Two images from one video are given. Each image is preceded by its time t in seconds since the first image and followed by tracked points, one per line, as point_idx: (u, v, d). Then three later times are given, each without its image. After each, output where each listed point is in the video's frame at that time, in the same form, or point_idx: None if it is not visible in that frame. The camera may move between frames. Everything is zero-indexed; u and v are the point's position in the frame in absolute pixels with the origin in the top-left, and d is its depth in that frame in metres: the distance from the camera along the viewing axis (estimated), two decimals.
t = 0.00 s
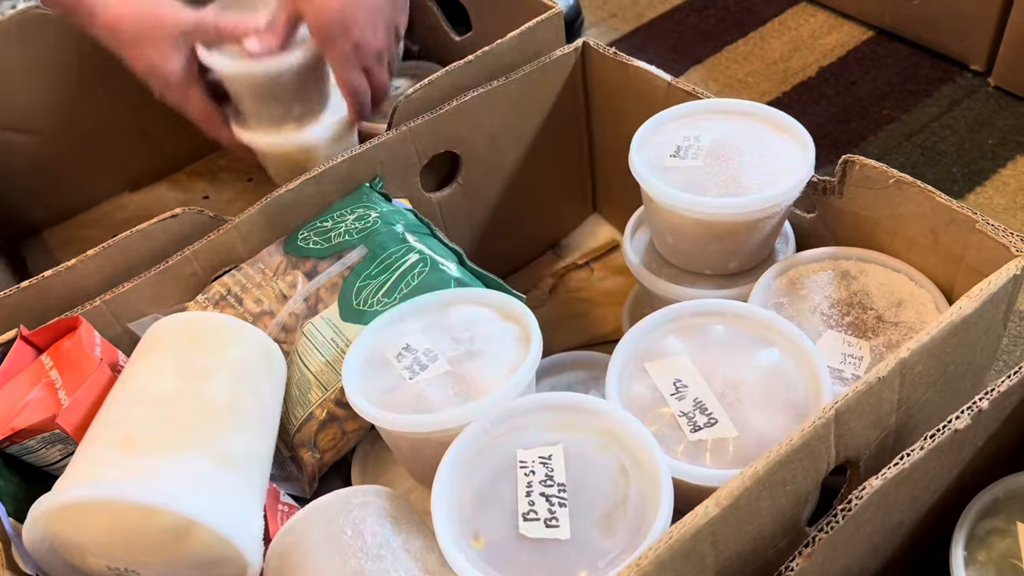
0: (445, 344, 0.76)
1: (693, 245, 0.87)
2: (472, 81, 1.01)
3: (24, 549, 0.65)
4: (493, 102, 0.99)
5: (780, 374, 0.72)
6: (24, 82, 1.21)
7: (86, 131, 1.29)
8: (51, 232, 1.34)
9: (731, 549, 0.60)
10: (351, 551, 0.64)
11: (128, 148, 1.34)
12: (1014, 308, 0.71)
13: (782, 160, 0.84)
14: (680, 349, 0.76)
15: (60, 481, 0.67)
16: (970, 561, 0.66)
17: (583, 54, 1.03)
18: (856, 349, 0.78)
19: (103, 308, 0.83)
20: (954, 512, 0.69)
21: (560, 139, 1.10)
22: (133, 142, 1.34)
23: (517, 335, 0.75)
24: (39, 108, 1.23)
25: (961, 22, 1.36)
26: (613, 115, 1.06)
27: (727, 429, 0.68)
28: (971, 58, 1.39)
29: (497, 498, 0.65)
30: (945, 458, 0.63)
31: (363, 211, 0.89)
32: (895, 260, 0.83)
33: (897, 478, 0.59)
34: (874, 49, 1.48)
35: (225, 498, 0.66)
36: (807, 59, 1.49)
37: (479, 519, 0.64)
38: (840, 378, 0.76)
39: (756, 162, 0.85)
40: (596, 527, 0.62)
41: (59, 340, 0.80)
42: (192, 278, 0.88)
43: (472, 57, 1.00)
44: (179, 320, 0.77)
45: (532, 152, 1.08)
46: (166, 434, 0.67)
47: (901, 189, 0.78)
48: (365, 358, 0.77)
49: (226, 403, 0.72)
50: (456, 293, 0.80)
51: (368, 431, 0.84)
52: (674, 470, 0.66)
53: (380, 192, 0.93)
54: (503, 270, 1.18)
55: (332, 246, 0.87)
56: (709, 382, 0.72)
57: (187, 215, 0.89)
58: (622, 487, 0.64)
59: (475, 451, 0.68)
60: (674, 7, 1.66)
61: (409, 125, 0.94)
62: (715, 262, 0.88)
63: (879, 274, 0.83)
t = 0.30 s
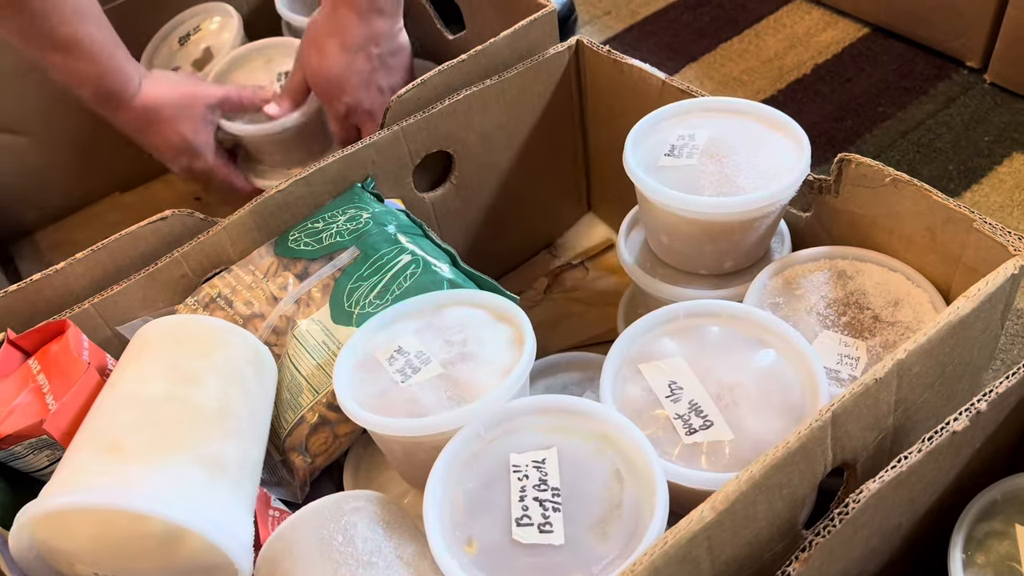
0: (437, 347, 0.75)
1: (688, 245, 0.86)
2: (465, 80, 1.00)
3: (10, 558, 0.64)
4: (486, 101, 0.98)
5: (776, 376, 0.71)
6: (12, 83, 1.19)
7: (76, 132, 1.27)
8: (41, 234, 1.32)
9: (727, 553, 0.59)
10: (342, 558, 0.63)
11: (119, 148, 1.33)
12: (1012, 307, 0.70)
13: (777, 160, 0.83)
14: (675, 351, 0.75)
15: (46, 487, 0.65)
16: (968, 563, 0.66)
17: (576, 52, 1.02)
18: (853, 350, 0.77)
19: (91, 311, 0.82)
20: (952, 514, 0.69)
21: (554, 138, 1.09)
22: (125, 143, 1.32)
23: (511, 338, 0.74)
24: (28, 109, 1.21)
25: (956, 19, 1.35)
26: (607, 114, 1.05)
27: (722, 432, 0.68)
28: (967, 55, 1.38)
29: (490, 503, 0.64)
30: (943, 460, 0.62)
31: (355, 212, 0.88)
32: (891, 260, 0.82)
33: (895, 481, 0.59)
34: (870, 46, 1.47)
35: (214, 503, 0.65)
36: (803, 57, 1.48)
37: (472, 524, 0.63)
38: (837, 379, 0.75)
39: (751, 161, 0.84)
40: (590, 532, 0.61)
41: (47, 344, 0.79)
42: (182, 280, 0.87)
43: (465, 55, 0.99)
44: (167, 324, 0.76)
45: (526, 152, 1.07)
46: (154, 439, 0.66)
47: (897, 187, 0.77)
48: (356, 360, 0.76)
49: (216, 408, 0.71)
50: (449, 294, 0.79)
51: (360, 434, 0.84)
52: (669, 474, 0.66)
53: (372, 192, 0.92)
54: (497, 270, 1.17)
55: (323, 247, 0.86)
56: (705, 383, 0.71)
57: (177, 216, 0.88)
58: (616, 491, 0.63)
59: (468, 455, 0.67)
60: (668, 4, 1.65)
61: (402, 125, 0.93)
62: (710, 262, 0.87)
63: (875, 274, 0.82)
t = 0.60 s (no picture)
0: (426, 347, 0.75)
1: (679, 244, 0.86)
2: (455, 78, 0.99)
3: None
4: (476, 100, 0.98)
5: (767, 375, 0.71)
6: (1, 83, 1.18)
7: (66, 133, 1.26)
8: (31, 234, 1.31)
9: (717, 553, 0.59)
10: (330, 560, 0.62)
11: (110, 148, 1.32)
12: (1002, 305, 0.70)
13: (767, 158, 0.83)
14: (666, 350, 0.74)
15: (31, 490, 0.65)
16: (959, 562, 0.65)
17: (567, 50, 1.02)
18: (844, 348, 0.77)
19: (78, 312, 0.81)
20: (943, 513, 0.69)
21: (545, 136, 1.09)
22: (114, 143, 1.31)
23: (500, 337, 0.74)
24: (17, 109, 1.20)
25: (948, 16, 1.35)
26: (599, 112, 1.05)
27: (712, 431, 0.67)
28: (960, 52, 1.38)
29: (479, 504, 0.64)
30: (933, 458, 0.62)
31: (344, 211, 0.87)
32: (882, 257, 0.82)
33: (884, 480, 0.58)
34: (863, 43, 1.47)
35: (201, 505, 0.64)
36: (796, 54, 1.48)
37: (460, 526, 0.63)
38: (828, 377, 0.75)
39: (741, 160, 0.84)
40: (579, 533, 0.61)
41: (34, 345, 0.78)
42: (170, 280, 0.86)
43: (455, 53, 0.98)
44: (154, 324, 0.75)
45: (517, 151, 1.07)
46: (140, 441, 0.66)
47: (888, 185, 0.77)
48: (344, 361, 0.75)
49: (202, 410, 0.70)
50: (438, 294, 0.79)
51: (349, 436, 0.83)
52: (659, 474, 0.65)
53: (362, 192, 0.91)
54: (489, 270, 1.16)
55: (312, 247, 0.85)
56: (695, 383, 0.71)
57: (165, 216, 0.88)
58: (605, 491, 0.63)
59: (456, 457, 0.67)
60: (660, 2, 1.65)
61: (391, 124, 0.93)
62: (701, 260, 0.86)
63: (866, 272, 0.82)
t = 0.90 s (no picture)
0: (413, 347, 0.74)
1: (669, 243, 0.85)
2: (444, 78, 0.99)
3: None
4: (466, 99, 0.97)
5: (755, 375, 0.71)
6: None
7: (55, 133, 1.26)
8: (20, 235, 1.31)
9: (703, 554, 0.59)
10: (315, 562, 0.62)
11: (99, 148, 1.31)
12: (991, 304, 0.70)
13: (756, 157, 0.83)
14: (654, 349, 0.74)
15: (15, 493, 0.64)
16: (948, 561, 0.65)
17: (557, 49, 1.02)
18: (833, 347, 0.77)
19: (64, 314, 0.81)
20: (931, 512, 0.68)
21: (536, 135, 1.08)
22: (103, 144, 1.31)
23: (488, 337, 0.74)
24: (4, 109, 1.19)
25: (939, 14, 1.35)
26: (589, 111, 1.05)
27: (700, 431, 0.67)
28: (951, 50, 1.38)
29: (465, 505, 0.64)
30: (921, 457, 0.62)
31: (332, 211, 0.87)
32: (871, 256, 0.82)
33: (871, 480, 0.58)
34: (854, 41, 1.47)
35: (186, 508, 0.64)
36: (787, 52, 1.48)
37: (446, 527, 0.63)
38: (816, 376, 0.75)
39: (729, 158, 0.83)
40: (566, 534, 0.61)
41: (19, 347, 0.78)
42: (157, 281, 0.86)
43: (444, 53, 0.98)
44: (140, 326, 0.75)
45: (507, 150, 1.06)
46: (125, 444, 0.65)
47: (877, 183, 0.77)
48: (332, 362, 0.75)
49: (188, 412, 0.70)
50: (426, 294, 0.78)
51: (337, 437, 0.83)
52: (646, 474, 0.65)
53: (350, 192, 0.91)
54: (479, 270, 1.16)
55: (300, 247, 0.85)
56: (683, 382, 0.71)
57: (152, 217, 0.87)
58: (592, 492, 0.63)
59: (443, 458, 0.67)
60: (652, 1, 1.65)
61: (380, 123, 0.93)
62: (691, 259, 0.86)
63: (855, 270, 0.82)
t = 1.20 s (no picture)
0: (400, 343, 0.74)
1: (659, 238, 0.85)
2: (433, 73, 0.98)
3: None
4: (455, 95, 0.97)
5: (744, 369, 0.70)
6: None
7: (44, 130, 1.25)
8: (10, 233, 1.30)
9: (690, 549, 0.58)
10: (300, 559, 0.62)
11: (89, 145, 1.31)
12: (980, 298, 0.70)
13: (745, 151, 0.82)
14: (643, 345, 0.74)
15: None
16: (936, 556, 0.65)
17: (547, 44, 1.01)
18: (821, 342, 0.77)
19: (51, 311, 0.80)
20: (919, 507, 0.68)
21: (526, 131, 1.08)
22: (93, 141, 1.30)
23: (475, 333, 0.73)
24: None
25: (931, 9, 1.35)
26: (579, 107, 1.05)
27: (688, 426, 0.67)
28: (943, 45, 1.38)
29: (452, 501, 0.63)
30: (909, 451, 0.61)
31: (321, 208, 0.87)
32: (861, 251, 0.82)
33: (858, 474, 0.58)
34: (847, 37, 1.47)
35: (170, 505, 0.64)
36: (779, 48, 1.47)
37: (432, 523, 0.62)
38: (804, 370, 0.75)
39: (718, 153, 0.83)
40: (553, 529, 0.60)
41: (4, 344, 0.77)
42: (144, 278, 0.85)
43: (433, 48, 0.98)
44: (125, 323, 0.74)
45: (497, 146, 1.06)
46: (110, 440, 0.65)
47: (866, 177, 0.76)
48: (319, 358, 0.75)
49: (173, 410, 0.69)
50: (414, 290, 0.78)
51: (325, 434, 0.83)
52: (632, 469, 0.65)
53: (340, 189, 0.91)
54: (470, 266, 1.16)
55: (288, 243, 0.85)
56: (671, 377, 0.71)
57: (139, 213, 0.87)
58: (579, 487, 0.62)
59: (430, 453, 0.66)
60: None
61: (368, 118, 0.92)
62: (680, 254, 0.86)
63: (844, 265, 0.82)
